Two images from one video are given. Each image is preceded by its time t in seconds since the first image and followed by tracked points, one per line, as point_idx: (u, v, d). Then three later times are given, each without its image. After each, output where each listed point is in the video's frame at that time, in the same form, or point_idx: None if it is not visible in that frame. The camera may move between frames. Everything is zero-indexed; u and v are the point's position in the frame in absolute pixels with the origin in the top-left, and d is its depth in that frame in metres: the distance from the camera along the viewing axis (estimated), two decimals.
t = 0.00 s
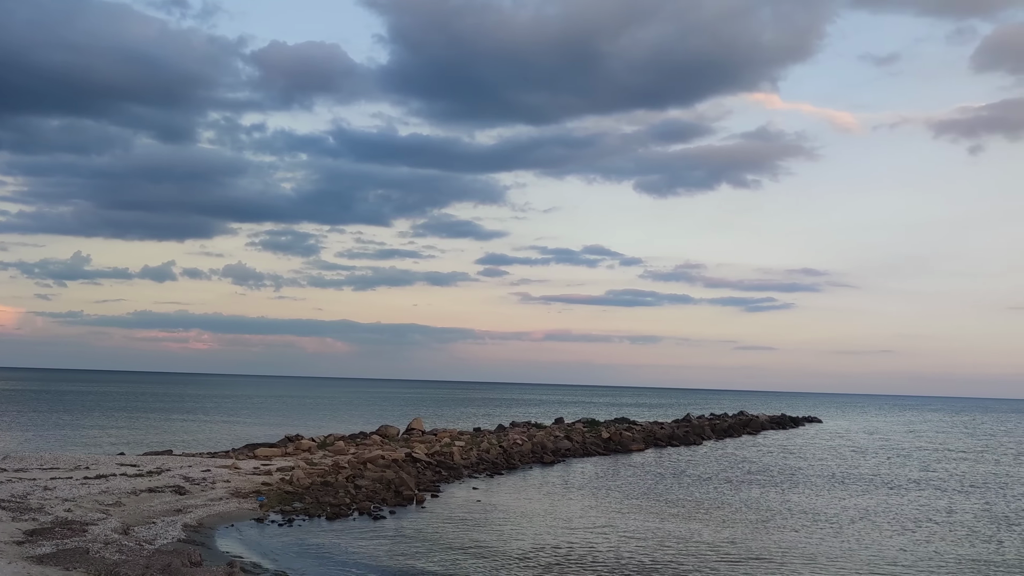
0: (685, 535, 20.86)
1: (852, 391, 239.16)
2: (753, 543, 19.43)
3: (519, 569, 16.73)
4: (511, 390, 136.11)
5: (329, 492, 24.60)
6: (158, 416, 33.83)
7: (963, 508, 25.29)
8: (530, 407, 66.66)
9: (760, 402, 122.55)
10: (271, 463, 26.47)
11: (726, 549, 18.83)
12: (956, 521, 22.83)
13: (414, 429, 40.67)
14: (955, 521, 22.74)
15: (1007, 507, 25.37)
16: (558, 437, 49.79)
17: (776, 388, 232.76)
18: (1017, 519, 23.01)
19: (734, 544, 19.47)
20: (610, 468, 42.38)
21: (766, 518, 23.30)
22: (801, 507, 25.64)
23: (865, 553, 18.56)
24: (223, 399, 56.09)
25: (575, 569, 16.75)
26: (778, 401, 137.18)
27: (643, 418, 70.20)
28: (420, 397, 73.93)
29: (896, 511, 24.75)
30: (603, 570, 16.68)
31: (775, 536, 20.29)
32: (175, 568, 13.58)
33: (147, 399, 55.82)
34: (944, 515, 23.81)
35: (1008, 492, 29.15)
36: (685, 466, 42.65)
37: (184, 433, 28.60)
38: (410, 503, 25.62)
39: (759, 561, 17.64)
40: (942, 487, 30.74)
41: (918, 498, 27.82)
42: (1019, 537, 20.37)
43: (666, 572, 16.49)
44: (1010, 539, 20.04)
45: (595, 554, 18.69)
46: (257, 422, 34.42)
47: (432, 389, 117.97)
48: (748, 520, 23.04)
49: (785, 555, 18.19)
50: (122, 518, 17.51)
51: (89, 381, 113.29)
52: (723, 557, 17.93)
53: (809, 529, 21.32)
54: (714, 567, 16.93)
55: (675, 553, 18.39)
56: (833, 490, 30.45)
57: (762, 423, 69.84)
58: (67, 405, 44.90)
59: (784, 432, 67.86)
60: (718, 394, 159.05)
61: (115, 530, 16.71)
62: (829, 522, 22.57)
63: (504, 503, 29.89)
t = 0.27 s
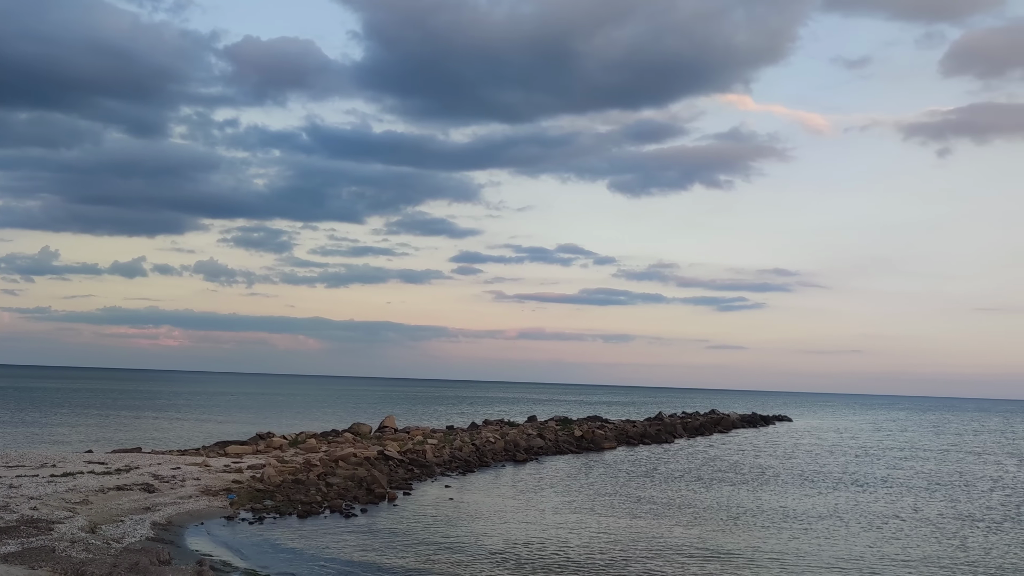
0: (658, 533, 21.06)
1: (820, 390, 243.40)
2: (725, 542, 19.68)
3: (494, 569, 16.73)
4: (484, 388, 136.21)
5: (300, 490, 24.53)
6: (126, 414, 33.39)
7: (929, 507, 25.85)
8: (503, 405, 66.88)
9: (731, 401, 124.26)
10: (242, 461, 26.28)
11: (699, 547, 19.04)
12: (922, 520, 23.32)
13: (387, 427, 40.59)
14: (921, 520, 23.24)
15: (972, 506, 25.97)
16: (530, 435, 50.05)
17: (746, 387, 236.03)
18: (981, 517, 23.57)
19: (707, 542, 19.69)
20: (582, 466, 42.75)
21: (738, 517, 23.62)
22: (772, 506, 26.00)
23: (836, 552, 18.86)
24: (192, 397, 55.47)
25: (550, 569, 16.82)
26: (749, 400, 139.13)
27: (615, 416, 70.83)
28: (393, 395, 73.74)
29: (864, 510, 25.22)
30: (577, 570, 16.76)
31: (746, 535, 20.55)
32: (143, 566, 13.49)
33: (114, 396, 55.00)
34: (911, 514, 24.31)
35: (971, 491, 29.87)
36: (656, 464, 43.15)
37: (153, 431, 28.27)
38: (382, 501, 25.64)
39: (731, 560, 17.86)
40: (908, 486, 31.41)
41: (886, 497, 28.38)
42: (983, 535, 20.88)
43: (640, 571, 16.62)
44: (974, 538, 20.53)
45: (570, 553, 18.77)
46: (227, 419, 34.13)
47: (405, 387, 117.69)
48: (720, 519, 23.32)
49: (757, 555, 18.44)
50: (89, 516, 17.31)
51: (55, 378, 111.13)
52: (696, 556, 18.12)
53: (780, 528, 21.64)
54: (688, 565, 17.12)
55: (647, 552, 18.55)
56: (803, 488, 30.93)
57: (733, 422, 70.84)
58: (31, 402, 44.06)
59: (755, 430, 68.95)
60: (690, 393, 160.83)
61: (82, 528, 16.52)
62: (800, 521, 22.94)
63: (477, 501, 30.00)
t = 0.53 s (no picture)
0: (629, 531, 21.24)
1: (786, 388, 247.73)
2: (696, 541, 19.91)
3: (468, 568, 16.70)
4: (455, 385, 136.15)
5: (268, 487, 24.41)
6: (89, 410, 32.85)
7: (893, 505, 26.47)
8: (474, 402, 67.04)
9: (700, 399, 125.95)
10: (209, 457, 26.06)
11: (670, 546, 19.24)
12: (887, 518, 23.87)
13: (356, 424, 40.48)
14: (885, 518, 23.78)
15: (932, 503, 26.71)
16: (500, 432, 50.28)
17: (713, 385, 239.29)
18: (942, 516, 24.21)
19: (678, 541, 19.90)
20: (551, 464, 43.09)
21: (708, 515, 23.93)
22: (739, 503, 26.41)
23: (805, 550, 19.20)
24: (157, 393, 54.73)
25: (523, 567, 16.87)
26: (717, 397, 141.12)
27: (585, 414, 71.40)
28: (363, 392, 73.45)
29: (831, 508, 25.71)
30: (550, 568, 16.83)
31: (717, 533, 20.81)
32: (107, 564, 13.39)
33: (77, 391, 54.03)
34: (876, 512, 24.87)
35: (931, 489, 30.68)
36: (625, 461, 43.67)
37: (118, 427, 27.89)
38: (351, 498, 25.63)
39: (703, 557, 18.06)
40: (871, 485, 32.14)
41: (851, 495, 28.98)
42: (945, 532, 21.44)
43: (614, 569, 16.72)
44: (937, 535, 21.08)
45: (540, 550, 18.93)
46: (194, 416, 33.78)
47: (376, 384, 117.19)
48: (691, 516, 23.61)
49: (728, 553, 18.68)
50: (52, 513, 17.09)
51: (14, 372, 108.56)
52: (669, 554, 18.29)
53: (750, 526, 21.96)
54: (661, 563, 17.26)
55: (618, 550, 18.70)
56: (770, 486, 31.45)
57: (701, 420, 71.91)
58: None
59: (722, 428, 70.07)
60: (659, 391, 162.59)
61: (44, 526, 16.31)
62: (768, 519, 23.31)
63: (446, 498, 30.07)
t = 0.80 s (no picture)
0: (598, 530, 21.39)
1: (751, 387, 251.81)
2: (666, 540, 20.11)
3: (438, 568, 16.59)
4: (423, 382, 135.81)
5: (233, 484, 24.24)
6: (47, 405, 32.16)
7: (854, 502, 27.13)
8: (442, 399, 67.05)
9: (666, 397, 127.57)
10: (173, 454, 25.75)
11: (638, 545, 19.42)
12: (850, 515, 24.43)
13: (322, 420, 40.24)
14: (847, 516, 24.35)
15: (891, 501, 27.44)
16: (468, 429, 50.41)
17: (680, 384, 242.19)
18: (901, 513, 24.90)
19: (649, 540, 20.07)
20: (518, 461, 43.36)
21: (675, 513, 24.23)
22: (706, 501, 26.80)
23: (773, 548, 19.51)
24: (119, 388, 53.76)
25: (496, 566, 16.86)
26: (684, 396, 142.90)
27: (553, 411, 71.91)
28: (330, 389, 72.98)
29: (791, 505, 26.34)
30: (523, 567, 16.87)
31: (684, 532, 21.08)
32: (68, 563, 13.22)
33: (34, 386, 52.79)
34: (838, 510, 25.46)
35: (890, 486, 31.54)
36: (591, 459, 44.11)
37: (78, 423, 27.38)
38: (317, 495, 25.55)
39: (666, 554, 18.41)
40: (832, 482, 32.93)
41: (811, 492, 29.69)
42: (904, 529, 22.03)
43: (579, 567, 16.97)
44: (897, 532, 21.63)
45: (507, 547, 19.13)
46: (157, 411, 33.30)
47: (344, 381, 116.43)
48: (658, 515, 23.89)
49: (695, 551, 18.91)
50: (10, 511, 16.78)
51: None
52: (639, 553, 18.46)
53: (717, 524, 22.27)
54: (631, 563, 17.39)
55: (590, 549, 18.80)
56: (735, 484, 31.98)
57: (667, 417, 72.90)
58: None
59: (688, 426, 71.11)
60: (628, 389, 164.02)
61: (2, 523, 16.02)
62: (734, 517, 23.69)
63: (413, 495, 30.08)
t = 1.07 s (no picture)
0: (566, 527, 21.59)
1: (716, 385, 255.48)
2: (633, 537, 20.38)
3: (407, 567, 16.59)
4: (391, 379, 135.24)
5: (196, 480, 24.03)
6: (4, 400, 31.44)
7: (815, 499, 27.77)
8: (409, 396, 66.94)
9: (632, 394, 128.99)
10: (135, 450, 25.41)
11: (606, 542, 19.65)
12: (812, 512, 25.00)
13: (288, 416, 39.94)
14: (808, 512, 24.93)
15: (850, 498, 28.18)
16: (435, 426, 50.45)
17: (647, 381, 244.74)
18: (860, 509, 25.56)
19: (616, 537, 20.32)
20: (485, 457, 43.56)
21: (642, 511, 24.51)
22: (673, 499, 27.19)
23: (739, 544, 19.86)
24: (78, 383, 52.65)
25: (466, 565, 16.90)
26: (651, 393, 144.56)
27: (520, 408, 72.25)
28: (296, 385, 72.31)
29: (752, 501, 26.93)
30: (492, 565, 16.96)
31: (652, 530, 21.36)
32: (26, 560, 13.05)
33: None
34: (799, 507, 26.00)
35: (850, 483, 32.36)
36: (558, 455, 44.50)
37: (37, 418, 26.86)
38: (282, 492, 25.43)
39: (630, 550, 18.73)
40: (794, 479, 33.65)
41: (773, 489, 30.35)
42: (864, 526, 22.61)
43: (544, 563, 17.20)
44: (858, 528, 22.19)
45: (473, 544, 19.27)
46: (118, 407, 32.76)
47: (311, 377, 115.41)
48: (626, 512, 24.17)
49: (662, 548, 19.21)
50: None
51: None
52: (608, 550, 18.68)
53: (683, 522, 22.60)
54: (600, 560, 17.58)
55: (558, 546, 18.97)
56: (701, 481, 32.47)
57: (634, 414, 73.76)
58: None
59: (655, 423, 72.05)
60: (596, 386, 165.32)
61: None
62: (700, 514, 24.06)
63: (380, 492, 30.05)
